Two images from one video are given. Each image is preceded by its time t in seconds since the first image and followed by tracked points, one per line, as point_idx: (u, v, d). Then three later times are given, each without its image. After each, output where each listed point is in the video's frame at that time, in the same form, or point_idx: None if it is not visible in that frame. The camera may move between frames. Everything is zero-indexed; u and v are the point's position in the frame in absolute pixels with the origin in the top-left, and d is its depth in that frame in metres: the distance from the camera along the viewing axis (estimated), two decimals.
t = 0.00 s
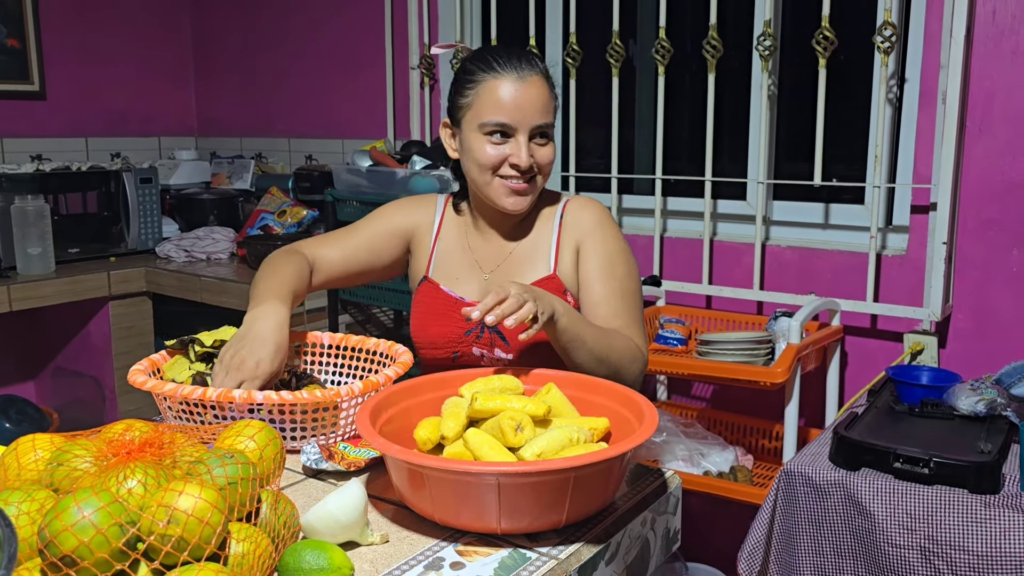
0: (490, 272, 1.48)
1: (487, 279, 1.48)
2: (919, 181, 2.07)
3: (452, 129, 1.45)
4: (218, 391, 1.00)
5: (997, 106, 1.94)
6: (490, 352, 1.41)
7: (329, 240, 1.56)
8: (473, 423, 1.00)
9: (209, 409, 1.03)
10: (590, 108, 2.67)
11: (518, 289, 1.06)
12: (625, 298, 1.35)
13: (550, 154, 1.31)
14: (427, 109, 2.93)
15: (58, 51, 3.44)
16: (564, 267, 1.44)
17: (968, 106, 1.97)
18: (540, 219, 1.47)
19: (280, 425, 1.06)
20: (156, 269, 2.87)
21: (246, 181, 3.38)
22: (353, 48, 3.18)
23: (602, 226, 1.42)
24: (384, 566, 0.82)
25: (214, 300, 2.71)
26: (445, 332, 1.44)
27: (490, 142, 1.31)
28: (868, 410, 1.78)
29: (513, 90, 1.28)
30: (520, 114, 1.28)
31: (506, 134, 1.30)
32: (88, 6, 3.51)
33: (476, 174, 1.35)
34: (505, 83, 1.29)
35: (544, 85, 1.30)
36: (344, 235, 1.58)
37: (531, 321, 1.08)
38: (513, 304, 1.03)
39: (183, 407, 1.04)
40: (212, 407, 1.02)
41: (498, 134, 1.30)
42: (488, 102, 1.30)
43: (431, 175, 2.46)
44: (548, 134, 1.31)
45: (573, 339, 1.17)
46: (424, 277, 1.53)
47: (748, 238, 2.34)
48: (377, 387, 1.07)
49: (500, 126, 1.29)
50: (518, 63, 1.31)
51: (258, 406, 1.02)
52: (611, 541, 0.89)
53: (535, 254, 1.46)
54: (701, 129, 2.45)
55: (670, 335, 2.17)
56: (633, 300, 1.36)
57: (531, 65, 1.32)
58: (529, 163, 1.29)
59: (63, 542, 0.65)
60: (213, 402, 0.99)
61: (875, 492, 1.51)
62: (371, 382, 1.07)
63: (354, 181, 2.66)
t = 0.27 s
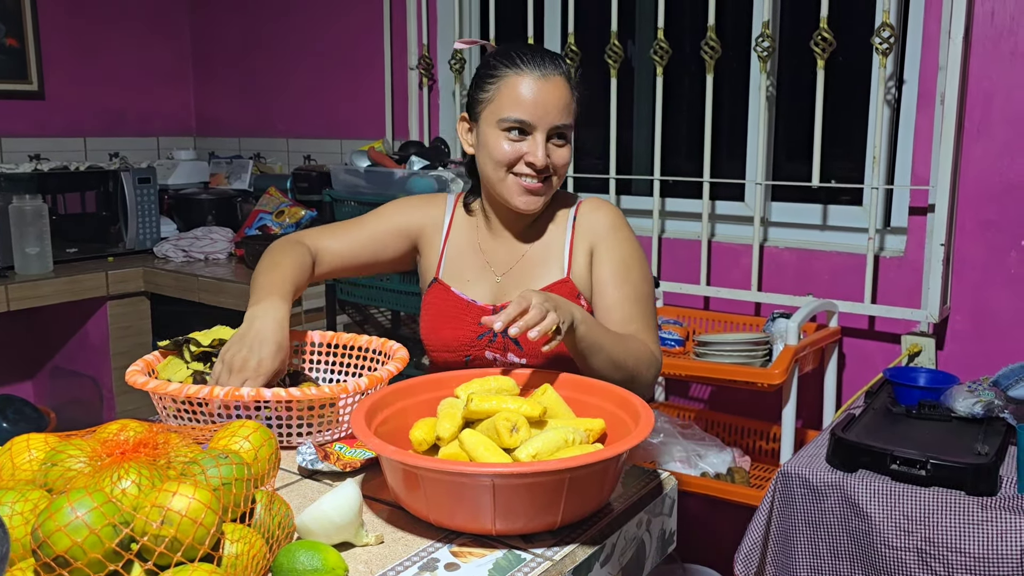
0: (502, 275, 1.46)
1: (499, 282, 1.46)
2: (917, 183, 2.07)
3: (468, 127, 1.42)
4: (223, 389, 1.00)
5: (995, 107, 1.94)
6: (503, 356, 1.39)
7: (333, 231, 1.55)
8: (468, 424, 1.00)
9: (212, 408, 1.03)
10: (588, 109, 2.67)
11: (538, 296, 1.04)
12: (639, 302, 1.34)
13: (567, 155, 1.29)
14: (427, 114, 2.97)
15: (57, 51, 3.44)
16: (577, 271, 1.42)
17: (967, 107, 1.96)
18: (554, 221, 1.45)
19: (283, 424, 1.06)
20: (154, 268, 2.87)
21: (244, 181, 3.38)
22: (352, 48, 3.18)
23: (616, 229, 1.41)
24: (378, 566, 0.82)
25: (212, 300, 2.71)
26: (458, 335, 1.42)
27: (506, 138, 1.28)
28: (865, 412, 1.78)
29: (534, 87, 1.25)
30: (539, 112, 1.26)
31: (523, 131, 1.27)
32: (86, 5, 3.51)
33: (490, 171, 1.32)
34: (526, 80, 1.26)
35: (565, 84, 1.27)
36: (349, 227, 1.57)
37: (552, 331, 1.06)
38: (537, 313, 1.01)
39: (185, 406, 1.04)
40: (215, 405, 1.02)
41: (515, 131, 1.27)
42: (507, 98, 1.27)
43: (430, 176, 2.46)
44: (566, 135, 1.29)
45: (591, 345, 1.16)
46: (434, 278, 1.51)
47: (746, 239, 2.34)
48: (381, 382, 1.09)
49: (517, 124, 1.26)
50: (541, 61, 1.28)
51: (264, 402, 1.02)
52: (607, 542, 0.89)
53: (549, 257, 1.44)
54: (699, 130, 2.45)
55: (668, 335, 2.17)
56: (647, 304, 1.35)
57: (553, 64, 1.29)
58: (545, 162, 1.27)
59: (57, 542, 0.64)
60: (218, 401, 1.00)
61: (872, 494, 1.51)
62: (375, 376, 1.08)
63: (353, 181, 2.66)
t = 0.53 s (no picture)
0: (514, 276, 1.46)
1: (511, 283, 1.46)
2: (917, 185, 2.07)
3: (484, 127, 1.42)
4: (222, 389, 1.01)
5: (995, 110, 1.93)
6: (512, 357, 1.38)
7: (346, 228, 1.55)
8: (465, 424, 1.00)
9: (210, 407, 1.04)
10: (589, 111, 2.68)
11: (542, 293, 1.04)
12: (649, 305, 1.32)
13: (578, 158, 1.28)
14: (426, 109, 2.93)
15: (60, 51, 3.45)
16: (588, 273, 1.42)
17: (967, 110, 1.96)
18: (566, 224, 1.44)
19: (280, 424, 1.07)
20: (155, 268, 2.88)
21: (246, 181, 3.40)
22: (354, 49, 3.19)
23: (628, 233, 1.40)
24: (373, 565, 0.83)
25: (214, 300, 2.72)
26: (467, 335, 1.41)
27: (517, 139, 1.28)
28: (864, 414, 1.78)
29: (545, 88, 1.25)
30: (550, 114, 1.25)
31: (533, 133, 1.27)
32: (90, 6, 3.52)
33: (499, 171, 1.32)
34: (539, 82, 1.26)
35: (578, 87, 1.26)
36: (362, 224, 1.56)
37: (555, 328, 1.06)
38: (538, 309, 1.02)
39: (183, 405, 1.04)
40: (214, 405, 1.03)
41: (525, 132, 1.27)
42: (519, 99, 1.27)
43: (431, 176, 2.47)
44: (578, 138, 1.28)
45: (596, 346, 1.15)
46: (447, 277, 1.51)
47: (746, 241, 2.34)
48: (379, 381, 1.10)
49: (528, 125, 1.26)
50: (555, 63, 1.28)
51: (261, 403, 1.03)
52: (601, 542, 0.89)
53: (561, 259, 1.44)
54: (700, 132, 2.45)
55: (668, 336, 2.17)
56: (657, 308, 1.33)
57: (567, 66, 1.28)
58: (554, 164, 1.26)
59: (52, 540, 0.65)
60: (216, 399, 1.01)
61: (870, 495, 1.52)
62: (374, 376, 1.09)
63: (354, 182, 2.67)
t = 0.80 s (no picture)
0: (518, 280, 1.46)
1: (514, 287, 1.46)
2: (915, 188, 2.08)
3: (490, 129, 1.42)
4: (222, 386, 1.03)
5: (994, 113, 1.94)
6: (516, 361, 1.40)
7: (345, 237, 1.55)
8: (460, 424, 1.02)
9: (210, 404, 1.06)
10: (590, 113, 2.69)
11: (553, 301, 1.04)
12: (653, 310, 1.32)
13: (585, 161, 1.29)
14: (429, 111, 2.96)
15: (65, 52, 3.48)
16: (592, 277, 1.41)
17: (965, 112, 1.97)
18: (570, 227, 1.44)
19: (277, 421, 1.09)
20: (159, 267, 2.90)
21: (249, 182, 3.42)
22: (357, 50, 3.20)
23: (632, 236, 1.40)
24: (367, 561, 0.84)
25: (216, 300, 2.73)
26: (471, 339, 1.42)
27: (524, 141, 1.28)
28: (861, 416, 1.79)
29: (553, 91, 1.26)
30: (557, 117, 1.26)
31: (540, 135, 1.27)
32: (95, 6, 3.54)
33: (506, 173, 1.32)
34: (547, 84, 1.26)
35: (585, 90, 1.27)
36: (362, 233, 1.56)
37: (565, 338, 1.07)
38: (551, 319, 1.02)
39: (183, 403, 1.06)
40: (213, 402, 1.05)
41: (532, 134, 1.27)
42: (526, 101, 1.27)
43: (432, 178, 2.48)
44: (585, 141, 1.28)
45: (603, 353, 1.15)
46: (450, 280, 1.51)
47: (745, 243, 2.35)
48: (376, 381, 1.11)
49: (535, 126, 1.27)
50: (562, 67, 1.28)
51: (260, 400, 1.05)
52: (592, 540, 0.90)
53: (565, 263, 1.43)
54: (700, 134, 2.46)
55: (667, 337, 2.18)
56: (660, 312, 1.33)
57: (574, 70, 1.29)
58: (560, 167, 1.26)
59: (50, 534, 0.66)
60: (216, 396, 1.03)
61: (866, 496, 1.52)
62: (371, 375, 1.11)
63: (356, 183, 2.68)
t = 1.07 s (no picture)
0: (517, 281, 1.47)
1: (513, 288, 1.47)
2: (918, 190, 2.08)
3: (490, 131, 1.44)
4: (227, 383, 1.05)
5: (996, 115, 1.94)
6: (512, 363, 1.42)
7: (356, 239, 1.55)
8: (460, 421, 1.03)
9: (214, 401, 1.07)
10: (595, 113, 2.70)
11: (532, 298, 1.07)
12: (648, 312, 1.32)
13: (583, 163, 1.30)
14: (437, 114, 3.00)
15: (74, 52, 3.50)
16: (589, 279, 1.42)
17: (967, 115, 1.98)
18: (569, 228, 1.44)
19: (281, 418, 1.11)
20: (166, 266, 2.93)
21: (256, 181, 3.45)
22: (363, 51, 3.22)
23: (631, 237, 1.40)
24: (367, 556, 0.85)
25: (223, 299, 2.75)
26: (469, 339, 1.44)
27: (523, 143, 1.29)
28: (862, 416, 1.79)
29: (552, 93, 1.27)
30: (556, 118, 1.27)
31: (540, 137, 1.28)
32: (104, 7, 3.57)
33: (506, 176, 1.33)
34: (546, 86, 1.27)
35: (583, 91, 1.28)
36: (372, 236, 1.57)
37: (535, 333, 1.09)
38: (500, 301, 1.05)
39: (188, 399, 1.08)
40: (218, 398, 1.06)
41: (531, 136, 1.29)
42: (525, 103, 1.29)
43: (437, 178, 2.49)
44: (584, 143, 1.30)
45: (585, 353, 1.17)
46: (452, 281, 1.53)
47: (748, 244, 2.36)
48: (379, 379, 1.13)
49: (533, 128, 1.28)
50: (561, 68, 1.30)
51: (264, 397, 1.07)
52: (589, 536, 0.92)
53: (563, 265, 1.44)
54: (704, 135, 2.47)
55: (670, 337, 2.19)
56: (657, 315, 1.33)
57: (573, 71, 1.30)
58: (560, 168, 1.28)
59: (56, 525, 0.68)
60: (221, 393, 1.05)
61: (866, 496, 1.53)
62: (374, 373, 1.13)
63: (361, 183, 2.70)
